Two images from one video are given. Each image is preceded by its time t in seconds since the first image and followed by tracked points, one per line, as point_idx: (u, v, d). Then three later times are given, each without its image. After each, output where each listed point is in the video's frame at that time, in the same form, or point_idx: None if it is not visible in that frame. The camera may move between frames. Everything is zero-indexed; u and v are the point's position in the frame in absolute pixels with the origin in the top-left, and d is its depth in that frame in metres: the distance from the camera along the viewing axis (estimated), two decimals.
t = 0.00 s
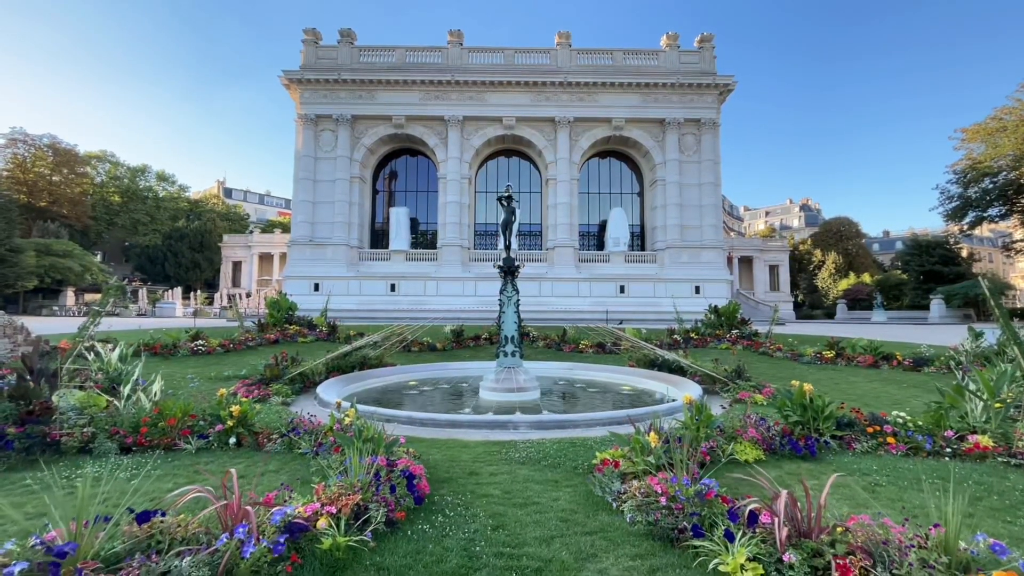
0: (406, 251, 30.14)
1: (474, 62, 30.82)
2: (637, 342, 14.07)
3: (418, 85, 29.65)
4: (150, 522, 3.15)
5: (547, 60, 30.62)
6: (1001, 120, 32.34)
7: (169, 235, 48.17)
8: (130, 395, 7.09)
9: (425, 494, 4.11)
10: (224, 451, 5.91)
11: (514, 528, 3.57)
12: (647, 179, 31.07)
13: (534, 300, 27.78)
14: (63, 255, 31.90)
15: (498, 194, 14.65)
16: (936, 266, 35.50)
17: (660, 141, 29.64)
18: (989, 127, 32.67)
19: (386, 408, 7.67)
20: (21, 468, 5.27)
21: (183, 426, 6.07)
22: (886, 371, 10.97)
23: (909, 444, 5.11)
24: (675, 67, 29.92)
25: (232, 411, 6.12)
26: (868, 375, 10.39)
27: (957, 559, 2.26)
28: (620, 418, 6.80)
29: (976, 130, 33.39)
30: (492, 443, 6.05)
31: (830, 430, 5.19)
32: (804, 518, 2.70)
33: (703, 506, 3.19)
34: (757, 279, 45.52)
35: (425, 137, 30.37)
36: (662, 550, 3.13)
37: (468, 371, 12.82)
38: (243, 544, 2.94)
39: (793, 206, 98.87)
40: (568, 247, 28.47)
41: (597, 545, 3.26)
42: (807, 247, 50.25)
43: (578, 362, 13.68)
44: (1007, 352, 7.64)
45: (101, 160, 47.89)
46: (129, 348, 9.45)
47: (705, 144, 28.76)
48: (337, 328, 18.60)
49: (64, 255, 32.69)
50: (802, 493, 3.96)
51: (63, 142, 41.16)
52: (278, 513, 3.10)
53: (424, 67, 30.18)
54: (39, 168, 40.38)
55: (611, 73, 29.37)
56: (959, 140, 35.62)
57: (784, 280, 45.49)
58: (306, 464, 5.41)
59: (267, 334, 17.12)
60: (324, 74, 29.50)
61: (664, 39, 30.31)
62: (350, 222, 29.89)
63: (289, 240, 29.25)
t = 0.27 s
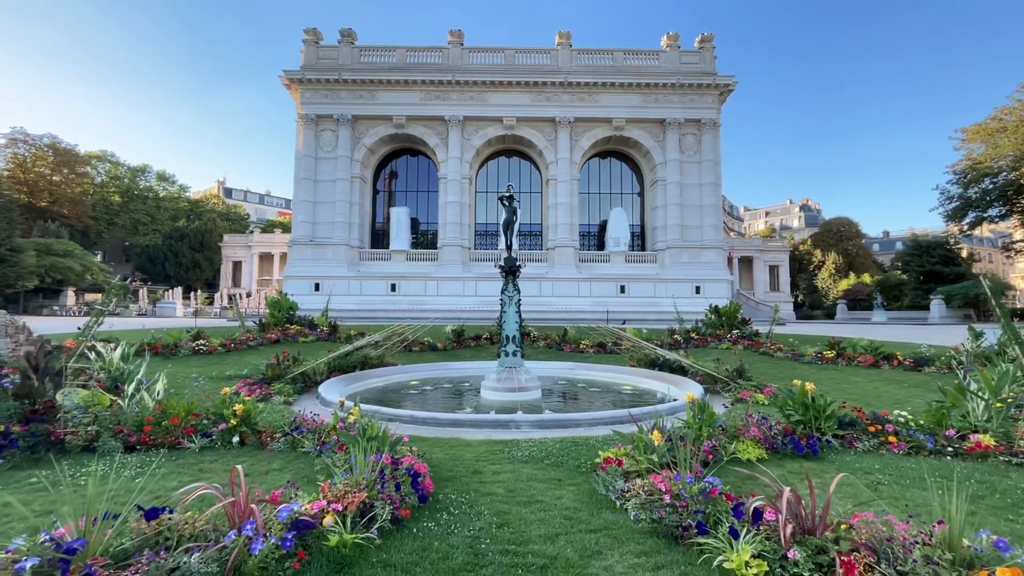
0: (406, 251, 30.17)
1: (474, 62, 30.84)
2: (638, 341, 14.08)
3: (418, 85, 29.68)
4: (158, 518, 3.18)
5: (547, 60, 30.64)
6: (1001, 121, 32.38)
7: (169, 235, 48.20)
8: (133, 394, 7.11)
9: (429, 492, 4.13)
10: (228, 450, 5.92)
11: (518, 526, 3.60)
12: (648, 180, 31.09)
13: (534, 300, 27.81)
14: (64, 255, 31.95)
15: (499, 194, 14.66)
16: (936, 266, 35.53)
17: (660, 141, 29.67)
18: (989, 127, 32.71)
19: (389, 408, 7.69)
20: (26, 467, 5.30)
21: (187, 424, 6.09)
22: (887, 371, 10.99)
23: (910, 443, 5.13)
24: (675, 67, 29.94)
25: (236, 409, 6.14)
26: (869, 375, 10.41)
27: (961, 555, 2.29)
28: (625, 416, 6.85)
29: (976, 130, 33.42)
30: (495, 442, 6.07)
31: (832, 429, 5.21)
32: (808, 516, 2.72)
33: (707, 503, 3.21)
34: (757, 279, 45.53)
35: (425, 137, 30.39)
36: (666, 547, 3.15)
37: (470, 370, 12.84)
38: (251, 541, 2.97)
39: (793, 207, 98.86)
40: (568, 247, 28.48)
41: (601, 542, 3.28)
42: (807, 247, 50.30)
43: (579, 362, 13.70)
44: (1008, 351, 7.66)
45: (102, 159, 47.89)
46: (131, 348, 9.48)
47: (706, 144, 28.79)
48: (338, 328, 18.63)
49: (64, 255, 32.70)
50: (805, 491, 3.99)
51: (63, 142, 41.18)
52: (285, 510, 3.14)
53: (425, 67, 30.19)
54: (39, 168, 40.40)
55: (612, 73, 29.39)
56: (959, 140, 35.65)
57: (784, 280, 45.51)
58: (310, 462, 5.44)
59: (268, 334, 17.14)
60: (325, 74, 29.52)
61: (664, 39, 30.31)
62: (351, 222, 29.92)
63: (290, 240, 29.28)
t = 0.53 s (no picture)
0: (407, 250, 30.19)
1: (475, 61, 30.83)
2: (639, 341, 14.10)
3: (420, 84, 29.70)
4: (166, 515, 3.19)
5: (548, 59, 30.65)
6: (1002, 119, 32.35)
7: (170, 235, 48.30)
8: (137, 393, 7.14)
9: (434, 489, 4.14)
10: (233, 448, 5.95)
11: (524, 523, 3.62)
12: (649, 179, 31.07)
13: (535, 299, 27.83)
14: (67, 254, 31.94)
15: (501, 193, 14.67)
16: (937, 265, 35.53)
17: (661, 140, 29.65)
18: (990, 126, 32.68)
19: (391, 406, 7.71)
20: (32, 465, 5.32)
21: (191, 422, 6.11)
22: (888, 369, 11.01)
23: (914, 441, 5.15)
24: (677, 66, 29.92)
25: (240, 408, 6.17)
26: (871, 374, 10.41)
27: (968, 551, 2.30)
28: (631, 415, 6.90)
29: (978, 129, 33.39)
30: (499, 441, 6.08)
31: (836, 427, 5.22)
32: (815, 512, 2.74)
33: (713, 500, 3.23)
34: (759, 278, 45.48)
35: (426, 136, 30.41)
36: (672, 544, 3.16)
37: (471, 369, 12.87)
38: (259, 537, 3.00)
39: (794, 206, 98.79)
40: (569, 246, 28.48)
41: (607, 539, 3.30)
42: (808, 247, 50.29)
43: (581, 361, 13.71)
44: (1011, 349, 7.67)
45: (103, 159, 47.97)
46: (134, 347, 9.50)
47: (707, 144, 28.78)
48: (339, 327, 18.66)
49: (66, 254, 32.75)
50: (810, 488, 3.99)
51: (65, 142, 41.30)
52: (293, 507, 3.16)
53: (426, 66, 30.21)
54: (41, 167, 40.55)
55: (613, 72, 29.37)
56: (961, 139, 35.62)
57: (785, 280, 45.48)
58: (315, 460, 5.46)
59: (270, 333, 17.19)
60: (326, 73, 29.55)
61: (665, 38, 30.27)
62: (352, 221, 29.94)
63: (291, 239, 29.32)
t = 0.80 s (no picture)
0: (412, 248, 30.22)
1: (480, 59, 30.75)
2: (646, 338, 14.04)
3: (424, 82, 29.69)
4: (175, 511, 3.19)
5: (553, 56, 30.54)
6: (1013, 115, 31.95)
7: (177, 234, 48.67)
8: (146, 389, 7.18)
9: (442, 486, 4.13)
10: (240, 445, 5.98)
11: (533, 521, 3.60)
12: (654, 176, 30.93)
13: (540, 297, 27.81)
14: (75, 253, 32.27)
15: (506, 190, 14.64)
16: (946, 263, 35.27)
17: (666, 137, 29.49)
18: (1000, 122, 32.29)
19: (397, 404, 7.70)
20: (42, 461, 5.36)
21: (199, 420, 6.14)
22: (898, 367, 10.91)
23: (926, 440, 5.09)
24: (682, 62, 29.72)
25: (247, 405, 6.20)
26: (880, 372, 10.32)
27: (987, 551, 2.26)
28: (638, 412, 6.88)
29: (988, 125, 33.01)
30: (506, 438, 6.07)
31: (846, 425, 5.18)
32: (828, 510, 2.71)
33: (724, 498, 3.20)
34: (765, 275, 45.24)
35: (431, 134, 30.40)
36: (682, 542, 3.14)
37: (477, 367, 12.87)
38: (268, 534, 3.00)
39: (801, 203, 98.21)
40: (574, 244, 28.40)
41: (617, 537, 3.28)
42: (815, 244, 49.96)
43: (586, 358, 13.69)
44: None
45: (110, 159, 48.28)
46: (142, 344, 9.57)
47: (713, 141, 28.60)
48: (345, 325, 18.72)
49: (75, 253, 33.00)
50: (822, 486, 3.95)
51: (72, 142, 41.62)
52: (301, 503, 3.16)
53: (430, 64, 30.18)
54: (50, 167, 40.82)
55: (618, 69, 29.22)
56: (971, 135, 35.21)
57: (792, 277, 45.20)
58: (322, 457, 5.47)
59: (276, 331, 17.26)
60: (331, 71, 29.59)
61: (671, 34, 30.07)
62: (357, 219, 29.99)
63: (297, 238, 29.44)
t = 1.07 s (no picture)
0: (424, 245, 30.28)
1: (490, 54, 30.59)
2: (659, 334, 13.90)
3: (435, 78, 29.67)
4: (193, 504, 3.20)
5: (564, 50, 30.27)
6: None
7: (193, 232, 49.74)
8: (164, 383, 7.28)
9: (457, 482, 4.10)
10: (256, 439, 6.02)
11: (549, 517, 3.56)
12: (667, 170, 30.58)
13: (552, 293, 27.73)
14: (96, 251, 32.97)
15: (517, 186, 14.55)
16: (970, 257, 34.29)
17: (680, 130, 29.10)
18: None
19: (411, 399, 7.71)
20: (65, 453, 5.46)
21: (216, 413, 6.19)
22: (920, 364, 10.63)
23: (953, 438, 4.94)
24: (696, 54, 29.26)
25: (263, 400, 6.24)
26: (902, 368, 10.08)
27: None
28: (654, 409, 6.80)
29: (1014, 115, 32.05)
30: (519, 434, 6.03)
31: (869, 423, 5.05)
32: (857, 511, 2.62)
33: (745, 497, 3.11)
34: (780, 271, 44.57)
35: (442, 130, 30.40)
36: (703, 542, 3.06)
37: (489, 363, 12.87)
38: (285, 528, 3.01)
39: (817, 197, 96.65)
40: (586, 239, 28.23)
41: (636, 535, 3.22)
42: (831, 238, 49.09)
43: (599, 355, 13.61)
44: None
45: (128, 158, 49.15)
46: (160, 340, 9.70)
47: (727, 134, 28.16)
48: (358, 320, 18.83)
49: (95, 251, 33.61)
50: (846, 486, 3.84)
51: (92, 142, 42.75)
52: (317, 498, 3.16)
53: (441, 60, 30.12)
54: (71, 167, 41.76)
55: (631, 61, 28.87)
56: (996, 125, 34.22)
57: (808, 273, 44.45)
58: (337, 451, 5.48)
59: (290, 326, 17.44)
60: (342, 68, 29.70)
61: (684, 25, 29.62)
62: (370, 216, 30.12)
63: (310, 234, 29.71)
